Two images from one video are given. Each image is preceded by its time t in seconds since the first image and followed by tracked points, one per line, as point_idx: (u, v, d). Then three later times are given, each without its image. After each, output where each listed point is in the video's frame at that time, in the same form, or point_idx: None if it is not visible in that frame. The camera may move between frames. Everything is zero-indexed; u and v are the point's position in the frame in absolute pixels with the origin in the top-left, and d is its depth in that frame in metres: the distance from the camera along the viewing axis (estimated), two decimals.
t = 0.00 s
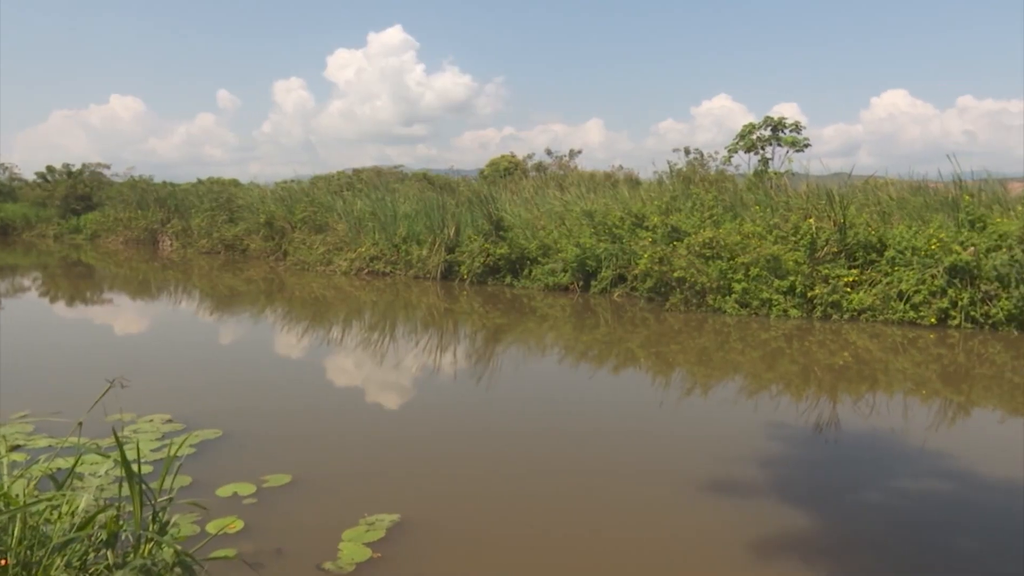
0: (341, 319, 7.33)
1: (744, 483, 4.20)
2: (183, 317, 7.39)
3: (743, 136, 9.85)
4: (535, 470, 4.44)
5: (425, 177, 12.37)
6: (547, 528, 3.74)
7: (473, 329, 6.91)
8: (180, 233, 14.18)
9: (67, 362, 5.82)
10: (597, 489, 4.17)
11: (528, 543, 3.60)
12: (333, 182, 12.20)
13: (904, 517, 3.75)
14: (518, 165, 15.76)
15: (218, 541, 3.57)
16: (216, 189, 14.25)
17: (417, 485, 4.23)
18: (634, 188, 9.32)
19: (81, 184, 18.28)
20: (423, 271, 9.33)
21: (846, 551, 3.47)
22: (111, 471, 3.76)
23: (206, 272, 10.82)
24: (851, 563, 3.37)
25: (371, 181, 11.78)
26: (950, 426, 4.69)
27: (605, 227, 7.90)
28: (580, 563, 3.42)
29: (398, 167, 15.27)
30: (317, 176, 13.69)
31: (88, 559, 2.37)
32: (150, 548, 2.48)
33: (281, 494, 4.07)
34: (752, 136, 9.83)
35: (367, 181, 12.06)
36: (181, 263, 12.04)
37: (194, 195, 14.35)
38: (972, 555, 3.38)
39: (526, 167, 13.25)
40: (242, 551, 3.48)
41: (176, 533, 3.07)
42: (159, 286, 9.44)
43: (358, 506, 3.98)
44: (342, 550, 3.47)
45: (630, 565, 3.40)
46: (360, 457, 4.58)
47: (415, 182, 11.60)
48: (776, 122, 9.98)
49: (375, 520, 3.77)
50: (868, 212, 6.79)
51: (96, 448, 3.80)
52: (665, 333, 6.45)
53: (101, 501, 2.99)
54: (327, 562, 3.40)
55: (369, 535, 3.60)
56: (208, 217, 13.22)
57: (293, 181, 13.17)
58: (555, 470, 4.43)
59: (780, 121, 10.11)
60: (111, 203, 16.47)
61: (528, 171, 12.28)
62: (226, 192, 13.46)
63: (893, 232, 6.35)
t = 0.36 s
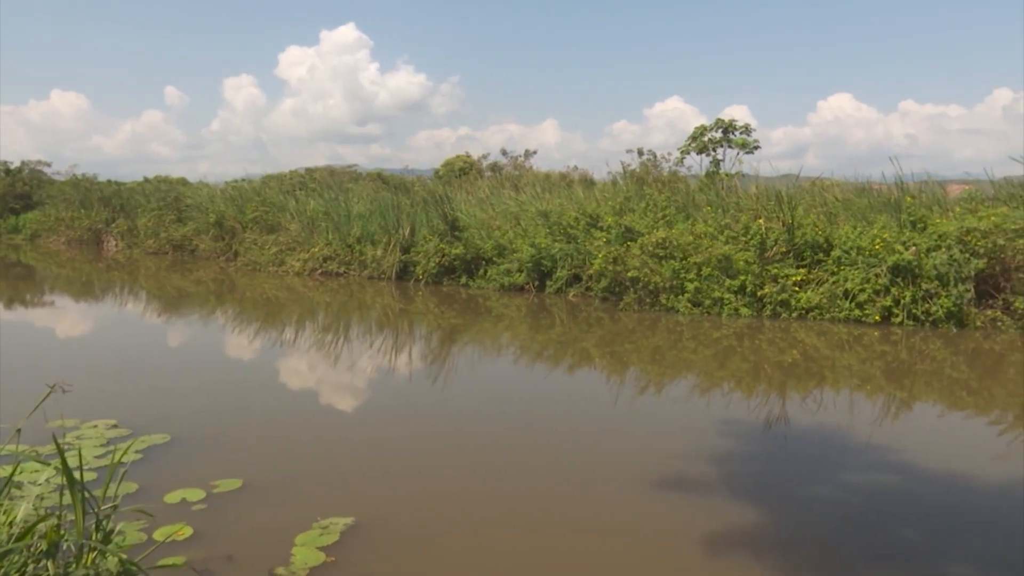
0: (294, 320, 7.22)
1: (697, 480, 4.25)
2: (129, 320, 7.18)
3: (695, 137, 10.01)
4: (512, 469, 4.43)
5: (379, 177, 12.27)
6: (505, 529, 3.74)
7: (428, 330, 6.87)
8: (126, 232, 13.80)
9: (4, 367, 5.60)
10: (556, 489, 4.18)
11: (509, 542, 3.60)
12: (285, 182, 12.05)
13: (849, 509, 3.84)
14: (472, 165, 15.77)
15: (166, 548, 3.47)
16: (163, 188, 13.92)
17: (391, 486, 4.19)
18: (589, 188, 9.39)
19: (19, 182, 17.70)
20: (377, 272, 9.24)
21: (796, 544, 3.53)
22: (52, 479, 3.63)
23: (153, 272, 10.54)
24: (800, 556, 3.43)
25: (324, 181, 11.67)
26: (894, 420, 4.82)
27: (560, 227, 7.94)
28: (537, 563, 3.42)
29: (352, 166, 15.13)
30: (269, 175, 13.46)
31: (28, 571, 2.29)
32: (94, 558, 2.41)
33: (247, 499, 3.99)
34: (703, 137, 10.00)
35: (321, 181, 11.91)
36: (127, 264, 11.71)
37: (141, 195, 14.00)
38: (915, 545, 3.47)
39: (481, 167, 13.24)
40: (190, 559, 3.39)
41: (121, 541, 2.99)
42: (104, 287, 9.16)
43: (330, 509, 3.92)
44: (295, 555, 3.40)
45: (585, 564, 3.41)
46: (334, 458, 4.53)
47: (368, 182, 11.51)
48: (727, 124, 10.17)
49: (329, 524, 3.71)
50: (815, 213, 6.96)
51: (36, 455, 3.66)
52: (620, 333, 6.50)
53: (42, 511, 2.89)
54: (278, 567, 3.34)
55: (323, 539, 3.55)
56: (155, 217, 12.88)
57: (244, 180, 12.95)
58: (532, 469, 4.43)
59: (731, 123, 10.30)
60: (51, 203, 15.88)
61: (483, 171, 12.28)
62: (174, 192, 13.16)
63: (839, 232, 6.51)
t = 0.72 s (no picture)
0: (240, 322, 7.07)
1: (646, 477, 4.29)
2: (66, 323, 6.93)
3: (643, 139, 10.14)
4: (501, 470, 4.42)
5: (327, 176, 12.14)
6: (459, 529, 3.71)
7: (379, 331, 6.81)
8: (62, 232, 13.34)
9: None
10: (511, 488, 4.17)
11: (480, 543, 3.58)
12: (230, 181, 11.86)
13: (794, 503, 3.93)
14: (423, 165, 15.72)
15: (106, 559, 3.36)
16: (102, 187, 13.51)
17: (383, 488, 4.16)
18: (539, 188, 9.44)
19: None
20: (326, 272, 9.11)
21: (743, 538, 3.59)
22: None
23: (91, 274, 10.18)
24: (747, 550, 3.49)
25: (270, 181, 11.50)
26: (835, 415, 4.95)
27: (510, 227, 7.96)
28: (488, 563, 3.41)
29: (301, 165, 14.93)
30: (213, 173, 13.15)
31: None
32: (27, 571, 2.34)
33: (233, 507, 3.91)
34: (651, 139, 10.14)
35: (269, 181, 11.70)
36: (63, 266, 11.30)
37: (79, 194, 13.56)
38: (856, 536, 3.57)
39: (431, 167, 13.18)
40: (131, 569, 3.29)
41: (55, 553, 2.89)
42: (40, 289, 8.82)
43: (325, 513, 3.85)
44: (242, 561, 3.32)
45: (538, 564, 3.41)
46: (322, 462, 4.47)
47: (317, 182, 11.38)
48: (674, 125, 10.33)
49: (277, 529, 3.63)
50: (760, 214, 7.12)
51: None
52: (570, 332, 6.53)
53: None
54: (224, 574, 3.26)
55: (270, 545, 3.47)
56: (94, 217, 12.49)
57: (188, 179, 12.67)
58: (500, 469, 4.42)
59: (678, 125, 10.47)
60: None
61: (433, 171, 12.24)
62: (114, 190, 12.80)
63: (782, 233, 6.67)
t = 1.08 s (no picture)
0: (186, 324, 6.90)
1: (598, 475, 4.32)
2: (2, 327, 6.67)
3: (595, 139, 10.23)
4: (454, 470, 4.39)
5: (276, 175, 11.96)
6: (413, 531, 3.68)
7: (330, 332, 6.72)
8: None
9: None
10: (465, 489, 4.15)
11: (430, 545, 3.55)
12: (175, 180, 11.61)
13: (743, 497, 4.00)
14: (375, 164, 15.60)
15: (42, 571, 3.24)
16: (39, 185, 13.07)
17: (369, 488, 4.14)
18: (492, 188, 9.46)
19: None
20: (276, 273, 8.97)
21: (693, 533, 3.64)
22: None
23: (28, 275, 9.83)
24: (697, 544, 3.54)
25: (218, 180, 11.29)
26: (782, 411, 5.06)
27: (463, 227, 7.96)
28: (441, 564, 3.38)
29: (250, 164, 14.67)
30: (157, 171, 12.82)
31: None
32: None
33: (216, 512, 3.83)
34: (602, 140, 10.24)
35: (216, 180, 11.47)
36: None
37: (15, 192, 13.10)
38: (801, 528, 3.64)
39: (384, 166, 13.09)
40: None
41: None
42: None
43: (316, 516, 3.81)
44: (188, 569, 3.23)
45: (492, 565, 3.39)
46: (302, 464, 4.42)
47: (266, 181, 11.22)
48: (625, 127, 10.45)
49: (225, 535, 3.54)
50: (709, 214, 7.25)
51: None
52: (523, 332, 6.55)
53: None
54: None
55: (218, 551, 3.38)
56: (31, 216, 12.10)
57: (131, 178, 12.34)
58: (453, 470, 4.39)
59: (629, 127, 10.58)
60: None
61: (385, 171, 12.14)
62: (53, 189, 12.40)
63: (730, 233, 6.80)
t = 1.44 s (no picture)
0: (129, 327, 6.71)
1: (550, 474, 4.33)
2: None
3: (547, 140, 10.29)
4: (406, 472, 4.35)
5: (223, 174, 11.74)
6: (370, 534, 3.63)
7: (279, 334, 6.62)
8: None
9: None
10: (417, 491, 4.12)
11: (381, 547, 3.51)
12: (117, 179, 11.30)
13: (692, 494, 4.05)
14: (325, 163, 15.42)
15: None
16: None
17: (354, 489, 4.11)
18: (444, 188, 9.43)
19: None
20: (223, 274, 8.80)
21: (644, 530, 3.67)
22: None
23: None
24: (648, 541, 3.57)
25: (162, 179, 11.04)
26: (730, 408, 5.14)
27: (415, 227, 7.93)
28: (392, 567, 3.34)
29: (195, 163, 14.36)
30: (98, 170, 12.44)
31: None
32: None
33: (199, 516, 3.77)
34: (554, 140, 10.31)
35: (160, 179, 11.18)
36: None
37: None
38: (749, 523, 3.71)
39: (334, 166, 12.96)
40: None
41: None
42: None
43: (304, 517, 3.78)
44: None
45: (445, 566, 3.37)
46: (284, 466, 4.38)
47: (212, 180, 11.01)
48: (577, 128, 10.54)
49: (169, 542, 3.44)
50: (659, 215, 7.35)
51: None
52: (476, 332, 6.54)
53: None
54: None
55: (162, 559, 3.29)
56: None
57: (69, 176, 11.97)
58: (404, 472, 4.35)
59: (579, 127, 10.67)
60: None
61: (336, 170, 12.03)
62: None
63: (679, 233, 6.90)
